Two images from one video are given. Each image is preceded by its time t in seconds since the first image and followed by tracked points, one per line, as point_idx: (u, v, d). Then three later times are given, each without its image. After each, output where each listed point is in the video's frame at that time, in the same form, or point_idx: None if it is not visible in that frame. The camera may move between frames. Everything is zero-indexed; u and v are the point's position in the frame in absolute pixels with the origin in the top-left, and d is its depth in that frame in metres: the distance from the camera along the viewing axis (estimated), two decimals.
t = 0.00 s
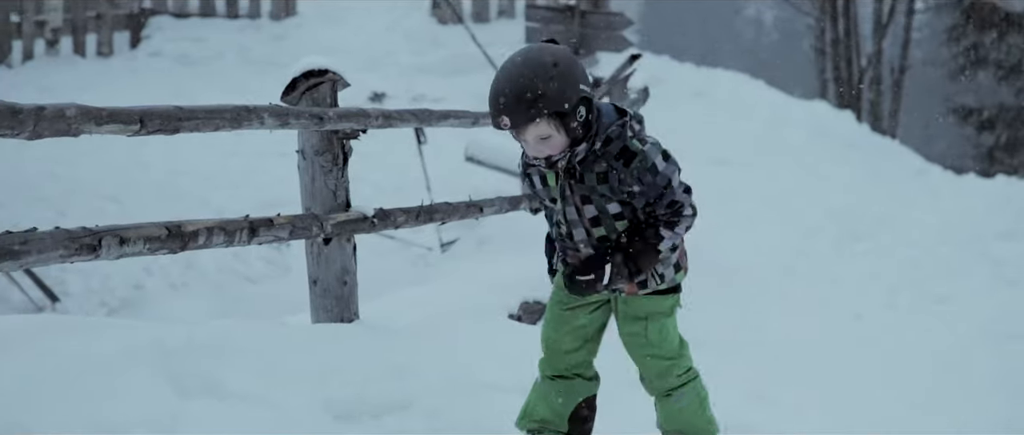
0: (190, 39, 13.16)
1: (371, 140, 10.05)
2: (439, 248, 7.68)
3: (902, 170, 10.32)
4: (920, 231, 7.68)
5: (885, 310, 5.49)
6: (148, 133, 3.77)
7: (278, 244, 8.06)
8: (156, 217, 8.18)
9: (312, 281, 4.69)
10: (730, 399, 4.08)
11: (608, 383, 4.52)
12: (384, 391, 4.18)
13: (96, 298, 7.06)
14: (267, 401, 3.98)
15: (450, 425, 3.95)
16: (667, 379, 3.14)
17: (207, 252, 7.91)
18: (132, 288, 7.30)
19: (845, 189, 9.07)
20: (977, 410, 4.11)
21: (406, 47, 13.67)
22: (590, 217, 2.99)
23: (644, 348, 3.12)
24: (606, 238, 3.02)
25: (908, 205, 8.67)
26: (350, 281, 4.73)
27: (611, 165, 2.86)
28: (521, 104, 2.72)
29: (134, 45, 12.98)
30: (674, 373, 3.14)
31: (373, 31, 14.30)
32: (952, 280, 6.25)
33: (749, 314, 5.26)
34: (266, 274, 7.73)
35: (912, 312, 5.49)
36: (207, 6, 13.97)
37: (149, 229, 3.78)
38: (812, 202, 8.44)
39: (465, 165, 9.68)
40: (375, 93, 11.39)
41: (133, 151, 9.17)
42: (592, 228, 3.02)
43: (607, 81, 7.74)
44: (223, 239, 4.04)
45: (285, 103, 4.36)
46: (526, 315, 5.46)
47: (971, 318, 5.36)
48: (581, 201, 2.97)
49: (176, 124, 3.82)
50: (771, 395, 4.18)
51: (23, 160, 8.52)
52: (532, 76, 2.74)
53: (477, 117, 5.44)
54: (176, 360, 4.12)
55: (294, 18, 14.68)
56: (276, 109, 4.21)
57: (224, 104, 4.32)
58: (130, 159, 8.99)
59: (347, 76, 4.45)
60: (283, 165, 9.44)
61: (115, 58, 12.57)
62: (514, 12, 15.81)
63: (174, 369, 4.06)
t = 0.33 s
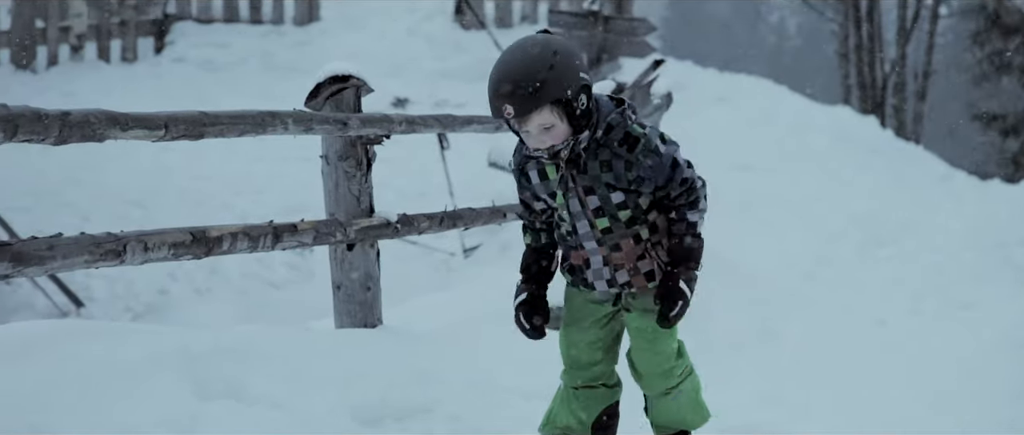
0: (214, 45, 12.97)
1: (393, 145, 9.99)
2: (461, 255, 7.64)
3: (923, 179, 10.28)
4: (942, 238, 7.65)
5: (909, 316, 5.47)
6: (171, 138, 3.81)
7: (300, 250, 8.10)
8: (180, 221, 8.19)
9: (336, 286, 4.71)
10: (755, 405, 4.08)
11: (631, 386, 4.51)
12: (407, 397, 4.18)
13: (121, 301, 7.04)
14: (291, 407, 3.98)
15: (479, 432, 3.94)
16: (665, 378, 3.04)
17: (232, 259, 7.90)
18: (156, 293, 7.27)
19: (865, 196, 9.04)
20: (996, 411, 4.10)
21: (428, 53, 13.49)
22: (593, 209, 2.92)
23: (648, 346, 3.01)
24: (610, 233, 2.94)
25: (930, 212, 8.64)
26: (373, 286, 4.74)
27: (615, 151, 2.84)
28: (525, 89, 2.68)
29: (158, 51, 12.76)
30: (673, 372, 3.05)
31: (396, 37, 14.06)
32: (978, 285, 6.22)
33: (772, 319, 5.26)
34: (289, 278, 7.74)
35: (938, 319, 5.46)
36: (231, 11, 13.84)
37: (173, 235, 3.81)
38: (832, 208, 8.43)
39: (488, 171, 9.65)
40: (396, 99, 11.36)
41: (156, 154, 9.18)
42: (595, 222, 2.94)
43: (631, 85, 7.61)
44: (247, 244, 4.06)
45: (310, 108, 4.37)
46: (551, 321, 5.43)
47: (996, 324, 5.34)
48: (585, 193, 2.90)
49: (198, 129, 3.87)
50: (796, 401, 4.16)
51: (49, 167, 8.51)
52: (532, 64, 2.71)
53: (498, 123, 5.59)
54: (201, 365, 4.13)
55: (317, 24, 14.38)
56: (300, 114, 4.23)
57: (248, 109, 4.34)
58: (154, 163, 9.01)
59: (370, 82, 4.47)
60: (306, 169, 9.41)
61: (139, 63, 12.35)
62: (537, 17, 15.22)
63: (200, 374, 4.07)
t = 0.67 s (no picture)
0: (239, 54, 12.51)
1: (416, 154, 9.93)
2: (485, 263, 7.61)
3: (945, 191, 10.21)
4: (966, 248, 7.62)
5: (934, 327, 5.45)
6: (197, 147, 3.82)
7: (324, 259, 8.03)
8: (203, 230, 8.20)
9: (359, 295, 4.72)
10: (783, 418, 4.04)
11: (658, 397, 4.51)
12: (433, 407, 4.17)
13: (144, 309, 6.96)
14: (317, 417, 3.97)
15: None
16: (640, 376, 2.98)
17: (254, 267, 7.82)
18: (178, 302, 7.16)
19: (887, 206, 9.00)
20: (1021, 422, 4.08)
21: (452, 62, 13.18)
22: (603, 215, 2.97)
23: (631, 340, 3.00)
24: (617, 237, 2.99)
25: (953, 222, 8.59)
26: (396, 295, 4.75)
27: (633, 151, 2.93)
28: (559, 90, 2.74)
29: (181, 60, 12.30)
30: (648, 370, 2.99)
31: (419, 47, 13.72)
32: (1002, 295, 6.19)
33: (795, 331, 5.26)
34: (313, 287, 7.67)
35: (964, 330, 5.44)
36: (255, 19, 13.26)
37: (197, 243, 3.83)
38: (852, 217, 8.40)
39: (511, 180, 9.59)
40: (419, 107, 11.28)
41: (180, 165, 9.18)
42: (603, 227, 2.99)
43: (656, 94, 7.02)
44: (272, 253, 4.08)
45: (334, 117, 4.39)
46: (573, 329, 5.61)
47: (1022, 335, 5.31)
48: (597, 197, 2.95)
49: (224, 138, 3.88)
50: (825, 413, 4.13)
51: (75, 176, 8.51)
52: (561, 67, 2.77)
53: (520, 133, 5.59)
54: (223, 374, 4.13)
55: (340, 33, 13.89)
56: (325, 123, 4.24)
57: (272, 118, 4.36)
58: (177, 172, 9.02)
59: (394, 91, 4.48)
60: (329, 179, 9.38)
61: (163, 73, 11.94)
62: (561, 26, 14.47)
63: (223, 383, 4.07)
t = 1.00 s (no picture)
0: (259, 58, 12.30)
1: (436, 159, 9.89)
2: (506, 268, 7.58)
3: (965, 198, 10.14)
4: (987, 256, 7.59)
5: (956, 333, 5.44)
6: (218, 151, 3.83)
7: (344, 263, 7.99)
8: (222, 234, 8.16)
9: (380, 299, 4.74)
10: (808, 423, 4.02)
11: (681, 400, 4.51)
12: (456, 412, 4.17)
13: (165, 312, 6.93)
14: (340, 420, 3.97)
15: None
16: (623, 396, 2.97)
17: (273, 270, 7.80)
18: (198, 305, 7.14)
19: (906, 212, 8.96)
20: None
21: (472, 66, 12.88)
22: (611, 222, 2.96)
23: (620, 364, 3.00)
24: (622, 246, 2.98)
25: (973, 230, 8.55)
26: (417, 299, 4.76)
27: (649, 162, 2.93)
28: (589, 89, 2.78)
29: (203, 64, 12.05)
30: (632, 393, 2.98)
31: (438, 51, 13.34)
32: None
33: (815, 335, 5.25)
34: (333, 292, 7.63)
35: (986, 336, 5.43)
36: (275, 24, 12.96)
37: (219, 247, 3.85)
38: (871, 223, 8.37)
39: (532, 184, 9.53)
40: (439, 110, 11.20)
41: (201, 169, 9.15)
42: (609, 234, 2.97)
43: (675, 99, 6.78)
44: (292, 257, 4.09)
45: (354, 121, 4.40)
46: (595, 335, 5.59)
47: None
48: (608, 203, 2.94)
49: (245, 142, 3.89)
50: (847, 418, 4.12)
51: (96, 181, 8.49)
52: (594, 66, 2.81)
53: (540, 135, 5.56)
54: (245, 377, 4.14)
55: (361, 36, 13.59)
56: (345, 128, 4.25)
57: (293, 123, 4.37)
58: (197, 176, 9.01)
59: (415, 96, 4.48)
60: (348, 183, 9.35)
61: (184, 77, 11.68)
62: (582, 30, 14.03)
63: (246, 387, 4.08)
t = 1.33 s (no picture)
0: (278, 60, 12.33)
1: (456, 161, 9.88)
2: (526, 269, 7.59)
3: (985, 201, 10.08)
4: (1008, 260, 7.55)
5: (978, 336, 5.42)
6: (239, 153, 3.84)
7: (363, 265, 7.99)
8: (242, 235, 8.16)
9: (400, 301, 4.74)
10: (827, 425, 4.00)
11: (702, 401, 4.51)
12: (474, 413, 4.16)
13: (185, 314, 6.95)
14: (359, 421, 3.97)
15: None
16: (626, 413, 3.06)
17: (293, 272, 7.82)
18: (218, 308, 7.15)
19: (925, 216, 8.94)
20: None
21: (491, 68, 12.80)
22: (620, 220, 2.97)
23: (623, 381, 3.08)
24: (627, 248, 2.99)
25: (993, 233, 8.51)
26: (437, 301, 4.76)
27: (668, 166, 2.93)
28: (622, 76, 2.80)
29: (223, 66, 12.06)
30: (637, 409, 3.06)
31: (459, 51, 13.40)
32: None
33: (835, 337, 5.25)
34: (353, 293, 7.64)
35: (1007, 339, 5.40)
36: (296, 25, 13.00)
37: (240, 249, 3.85)
38: (890, 226, 8.35)
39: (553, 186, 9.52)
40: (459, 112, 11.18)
41: (222, 171, 9.18)
42: (616, 232, 2.98)
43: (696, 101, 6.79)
44: (313, 258, 4.09)
45: (375, 123, 4.40)
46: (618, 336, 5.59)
47: None
48: (619, 200, 2.95)
49: (266, 144, 3.90)
50: (866, 420, 4.10)
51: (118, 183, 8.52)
52: (631, 57, 2.84)
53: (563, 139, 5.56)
54: (266, 378, 4.15)
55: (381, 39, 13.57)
56: (366, 130, 4.25)
57: (314, 125, 4.38)
58: (218, 176, 9.03)
59: (436, 98, 4.48)
60: (368, 185, 9.36)
61: (204, 79, 11.70)
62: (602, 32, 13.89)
63: (266, 388, 4.09)
